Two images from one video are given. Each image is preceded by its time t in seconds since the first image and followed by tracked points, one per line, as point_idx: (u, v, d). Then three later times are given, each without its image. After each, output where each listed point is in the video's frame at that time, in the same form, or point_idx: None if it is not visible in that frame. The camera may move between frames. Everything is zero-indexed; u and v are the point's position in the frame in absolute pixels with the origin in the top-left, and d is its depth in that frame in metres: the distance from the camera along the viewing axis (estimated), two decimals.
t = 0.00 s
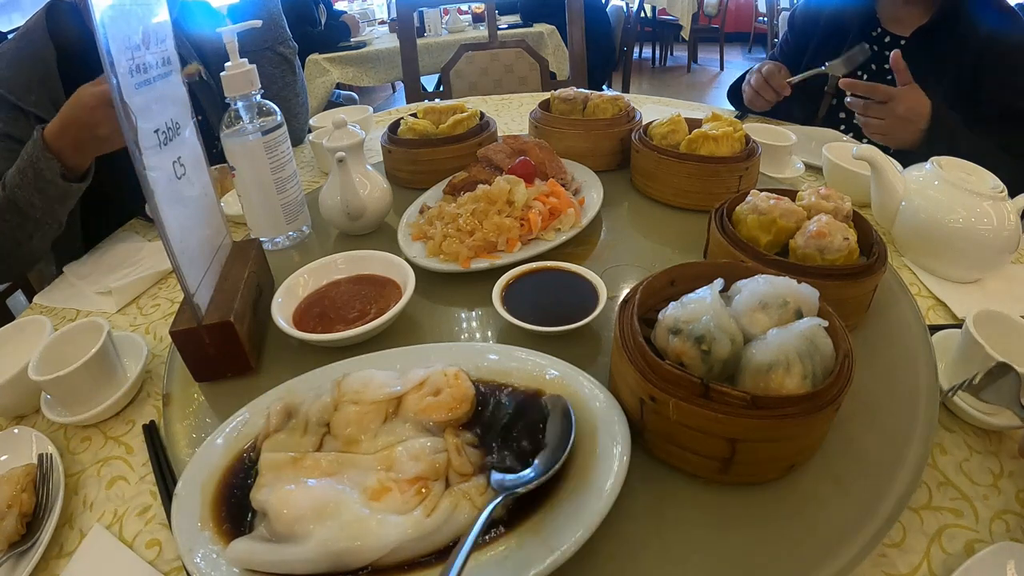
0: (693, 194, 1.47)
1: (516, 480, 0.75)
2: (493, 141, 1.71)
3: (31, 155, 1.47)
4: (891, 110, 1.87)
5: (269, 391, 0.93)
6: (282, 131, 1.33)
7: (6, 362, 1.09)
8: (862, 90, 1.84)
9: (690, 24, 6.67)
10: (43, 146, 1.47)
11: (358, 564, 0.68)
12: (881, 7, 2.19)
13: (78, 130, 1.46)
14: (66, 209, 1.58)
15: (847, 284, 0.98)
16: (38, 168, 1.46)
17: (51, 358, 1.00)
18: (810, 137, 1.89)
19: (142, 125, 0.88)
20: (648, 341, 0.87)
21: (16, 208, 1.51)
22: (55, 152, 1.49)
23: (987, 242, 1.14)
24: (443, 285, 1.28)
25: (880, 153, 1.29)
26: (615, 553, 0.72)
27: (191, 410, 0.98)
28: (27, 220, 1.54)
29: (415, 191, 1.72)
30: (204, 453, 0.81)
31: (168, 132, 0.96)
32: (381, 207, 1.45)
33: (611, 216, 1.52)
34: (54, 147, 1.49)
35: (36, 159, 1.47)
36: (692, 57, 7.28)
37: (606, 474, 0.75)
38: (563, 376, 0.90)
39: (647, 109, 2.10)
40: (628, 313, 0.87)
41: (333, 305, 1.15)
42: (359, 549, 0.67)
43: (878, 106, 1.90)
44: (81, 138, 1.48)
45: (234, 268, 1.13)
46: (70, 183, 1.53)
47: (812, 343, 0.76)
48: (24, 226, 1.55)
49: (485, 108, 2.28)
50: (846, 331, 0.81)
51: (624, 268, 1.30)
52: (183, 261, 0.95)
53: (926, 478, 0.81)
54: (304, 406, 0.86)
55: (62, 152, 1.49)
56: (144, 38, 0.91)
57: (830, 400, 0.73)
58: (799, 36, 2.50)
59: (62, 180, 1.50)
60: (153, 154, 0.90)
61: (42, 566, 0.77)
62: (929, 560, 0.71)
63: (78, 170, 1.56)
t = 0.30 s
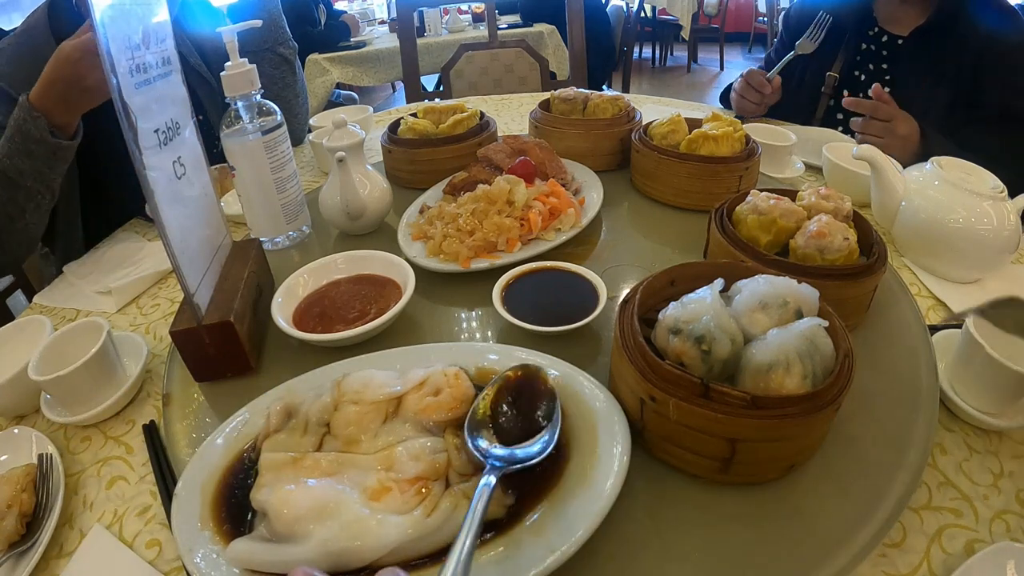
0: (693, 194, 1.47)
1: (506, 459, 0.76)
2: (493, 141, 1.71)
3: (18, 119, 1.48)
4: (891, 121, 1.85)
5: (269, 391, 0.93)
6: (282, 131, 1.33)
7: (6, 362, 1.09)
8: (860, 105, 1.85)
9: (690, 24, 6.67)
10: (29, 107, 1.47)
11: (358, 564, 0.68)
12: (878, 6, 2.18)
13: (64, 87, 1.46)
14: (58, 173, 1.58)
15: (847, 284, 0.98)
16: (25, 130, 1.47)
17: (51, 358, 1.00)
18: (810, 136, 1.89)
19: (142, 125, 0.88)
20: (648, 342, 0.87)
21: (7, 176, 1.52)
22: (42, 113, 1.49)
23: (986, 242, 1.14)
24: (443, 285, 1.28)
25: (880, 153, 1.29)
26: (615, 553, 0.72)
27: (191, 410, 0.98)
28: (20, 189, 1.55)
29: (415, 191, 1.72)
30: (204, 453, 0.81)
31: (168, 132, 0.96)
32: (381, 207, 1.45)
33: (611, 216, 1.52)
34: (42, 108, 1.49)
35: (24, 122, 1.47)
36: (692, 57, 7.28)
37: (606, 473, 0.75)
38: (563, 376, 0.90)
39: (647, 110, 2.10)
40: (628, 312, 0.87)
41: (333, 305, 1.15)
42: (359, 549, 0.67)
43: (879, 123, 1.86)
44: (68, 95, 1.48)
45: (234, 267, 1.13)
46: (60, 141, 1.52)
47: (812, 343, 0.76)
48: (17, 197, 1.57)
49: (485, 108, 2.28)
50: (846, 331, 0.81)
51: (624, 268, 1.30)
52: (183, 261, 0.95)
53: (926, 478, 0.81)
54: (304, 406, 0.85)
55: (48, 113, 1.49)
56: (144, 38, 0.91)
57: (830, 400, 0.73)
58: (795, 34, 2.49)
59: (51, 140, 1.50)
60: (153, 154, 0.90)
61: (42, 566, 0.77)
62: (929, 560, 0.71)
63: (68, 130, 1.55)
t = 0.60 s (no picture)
0: (693, 194, 1.47)
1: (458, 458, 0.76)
2: (493, 141, 1.71)
3: (16, 119, 1.47)
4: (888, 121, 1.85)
5: (269, 391, 0.93)
6: (282, 131, 1.33)
7: (6, 362, 1.09)
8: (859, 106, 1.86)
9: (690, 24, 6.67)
10: (27, 109, 1.47)
11: (358, 564, 0.68)
12: (873, 7, 2.17)
13: (62, 90, 1.46)
14: (56, 174, 1.58)
15: (847, 284, 0.98)
16: (24, 132, 1.47)
17: (51, 357, 1.00)
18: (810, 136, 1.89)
19: (142, 125, 0.88)
20: (648, 342, 0.87)
21: (4, 178, 1.52)
22: (40, 114, 1.49)
23: (986, 242, 1.14)
24: (443, 285, 1.28)
25: (880, 153, 1.29)
26: (616, 553, 0.72)
27: (191, 410, 0.98)
28: (17, 189, 1.55)
29: (415, 191, 1.72)
30: (203, 452, 0.81)
31: (168, 132, 0.96)
32: (381, 207, 1.45)
33: (611, 216, 1.52)
34: (41, 110, 1.49)
35: (22, 123, 1.47)
36: (692, 57, 7.28)
37: (607, 473, 0.75)
38: (563, 376, 0.90)
39: (647, 110, 2.10)
40: (628, 312, 0.87)
41: (333, 305, 1.15)
42: (359, 549, 0.67)
43: (873, 121, 1.85)
44: (67, 99, 1.48)
45: (234, 267, 1.13)
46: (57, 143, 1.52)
47: (812, 343, 0.76)
48: (14, 197, 1.57)
49: (485, 108, 2.28)
50: (846, 331, 0.81)
51: (625, 268, 1.30)
52: (183, 261, 0.95)
53: (926, 478, 0.81)
54: (304, 406, 0.85)
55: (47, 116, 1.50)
56: (144, 38, 0.91)
57: (830, 400, 0.73)
58: (790, 35, 2.49)
59: (49, 142, 1.50)
60: (153, 154, 0.90)
61: (42, 566, 0.77)
62: (929, 560, 0.71)
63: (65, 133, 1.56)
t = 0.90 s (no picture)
0: (693, 194, 1.47)
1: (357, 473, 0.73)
2: (493, 141, 1.71)
3: (9, 148, 1.49)
4: (890, 120, 1.85)
5: (269, 391, 0.93)
6: (282, 131, 1.33)
7: (6, 362, 1.09)
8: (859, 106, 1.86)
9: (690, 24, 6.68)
10: (21, 138, 1.48)
11: (358, 564, 0.68)
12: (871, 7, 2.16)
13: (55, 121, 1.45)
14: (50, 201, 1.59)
15: (847, 284, 0.98)
16: (17, 161, 1.48)
17: (51, 357, 1.00)
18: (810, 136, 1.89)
19: (142, 125, 0.88)
20: (648, 342, 0.87)
21: None
22: (33, 146, 1.50)
23: (985, 242, 1.14)
24: (443, 284, 1.28)
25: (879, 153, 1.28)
26: (615, 552, 0.72)
27: (191, 409, 0.98)
28: (12, 214, 1.56)
29: (415, 191, 1.72)
30: (204, 453, 0.81)
31: (168, 132, 0.96)
32: (381, 207, 1.45)
33: (611, 216, 1.52)
34: (35, 141, 1.50)
35: (15, 151, 1.48)
36: (692, 57, 7.28)
37: (607, 473, 0.75)
38: (563, 376, 0.90)
39: (647, 110, 2.10)
40: (628, 313, 0.87)
41: (333, 305, 1.15)
42: (359, 548, 0.67)
43: (875, 120, 1.86)
44: (60, 130, 1.48)
45: (234, 267, 1.13)
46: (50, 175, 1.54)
47: (812, 343, 0.76)
48: (11, 220, 1.57)
49: (485, 108, 2.28)
50: (847, 331, 0.81)
51: (625, 268, 1.30)
52: (183, 261, 0.95)
53: (926, 478, 0.81)
54: (304, 406, 0.85)
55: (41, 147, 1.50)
56: (144, 38, 0.91)
57: (830, 400, 0.73)
58: (787, 36, 2.48)
59: (41, 175, 1.52)
60: (153, 154, 0.90)
61: (42, 566, 0.77)
62: (929, 560, 0.71)
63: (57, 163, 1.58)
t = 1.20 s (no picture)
0: (694, 194, 1.47)
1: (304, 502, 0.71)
2: (493, 141, 1.71)
3: (2, 171, 1.50)
4: (891, 120, 1.85)
5: (268, 391, 0.93)
6: (282, 131, 1.33)
7: (6, 362, 1.09)
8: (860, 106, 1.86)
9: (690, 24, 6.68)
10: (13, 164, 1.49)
11: (358, 564, 0.68)
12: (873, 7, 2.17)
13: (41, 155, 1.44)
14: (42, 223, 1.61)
15: (847, 284, 0.98)
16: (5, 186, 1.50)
17: (51, 357, 1.00)
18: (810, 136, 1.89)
19: (142, 125, 0.88)
20: (648, 341, 0.87)
21: None
22: (24, 172, 1.51)
23: (986, 242, 1.14)
24: (443, 284, 1.29)
25: (879, 154, 1.28)
26: (615, 552, 0.72)
27: (191, 409, 0.98)
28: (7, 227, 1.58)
29: (415, 190, 1.72)
30: (204, 453, 0.81)
31: (167, 132, 0.96)
32: (381, 207, 1.45)
33: (611, 216, 1.52)
34: (25, 168, 1.50)
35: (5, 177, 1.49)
36: (692, 57, 7.28)
37: (606, 473, 0.75)
38: (563, 376, 0.90)
39: (647, 110, 2.10)
40: (628, 312, 0.87)
41: (333, 305, 1.15)
42: (359, 548, 0.67)
43: (876, 120, 1.86)
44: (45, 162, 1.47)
45: (234, 267, 1.13)
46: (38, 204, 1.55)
47: (812, 343, 0.76)
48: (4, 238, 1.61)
49: (485, 108, 2.28)
50: (847, 331, 0.81)
51: (625, 268, 1.30)
52: (183, 261, 0.95)
53: (926, 478, 0.81)
54: (304, 406, 0.85)
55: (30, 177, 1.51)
56: (144, 38, 0.91)
57: (830, 400, 0.73)
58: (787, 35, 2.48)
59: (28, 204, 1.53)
60: (153, 154, 0.90)
61: (42, 566, 0.77)
62: (929, 560, 0.71)
63: (47, 191, 1.59)
